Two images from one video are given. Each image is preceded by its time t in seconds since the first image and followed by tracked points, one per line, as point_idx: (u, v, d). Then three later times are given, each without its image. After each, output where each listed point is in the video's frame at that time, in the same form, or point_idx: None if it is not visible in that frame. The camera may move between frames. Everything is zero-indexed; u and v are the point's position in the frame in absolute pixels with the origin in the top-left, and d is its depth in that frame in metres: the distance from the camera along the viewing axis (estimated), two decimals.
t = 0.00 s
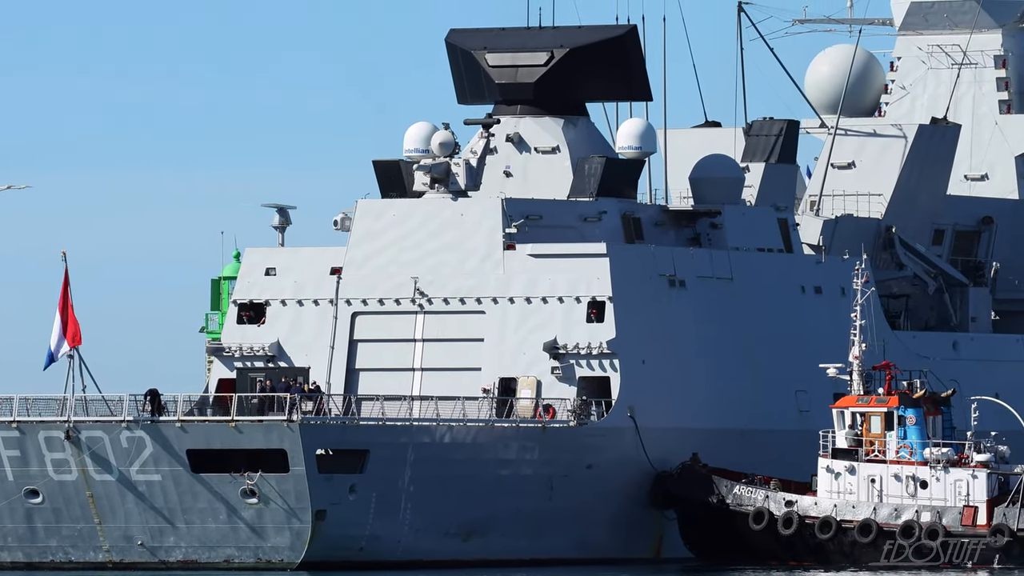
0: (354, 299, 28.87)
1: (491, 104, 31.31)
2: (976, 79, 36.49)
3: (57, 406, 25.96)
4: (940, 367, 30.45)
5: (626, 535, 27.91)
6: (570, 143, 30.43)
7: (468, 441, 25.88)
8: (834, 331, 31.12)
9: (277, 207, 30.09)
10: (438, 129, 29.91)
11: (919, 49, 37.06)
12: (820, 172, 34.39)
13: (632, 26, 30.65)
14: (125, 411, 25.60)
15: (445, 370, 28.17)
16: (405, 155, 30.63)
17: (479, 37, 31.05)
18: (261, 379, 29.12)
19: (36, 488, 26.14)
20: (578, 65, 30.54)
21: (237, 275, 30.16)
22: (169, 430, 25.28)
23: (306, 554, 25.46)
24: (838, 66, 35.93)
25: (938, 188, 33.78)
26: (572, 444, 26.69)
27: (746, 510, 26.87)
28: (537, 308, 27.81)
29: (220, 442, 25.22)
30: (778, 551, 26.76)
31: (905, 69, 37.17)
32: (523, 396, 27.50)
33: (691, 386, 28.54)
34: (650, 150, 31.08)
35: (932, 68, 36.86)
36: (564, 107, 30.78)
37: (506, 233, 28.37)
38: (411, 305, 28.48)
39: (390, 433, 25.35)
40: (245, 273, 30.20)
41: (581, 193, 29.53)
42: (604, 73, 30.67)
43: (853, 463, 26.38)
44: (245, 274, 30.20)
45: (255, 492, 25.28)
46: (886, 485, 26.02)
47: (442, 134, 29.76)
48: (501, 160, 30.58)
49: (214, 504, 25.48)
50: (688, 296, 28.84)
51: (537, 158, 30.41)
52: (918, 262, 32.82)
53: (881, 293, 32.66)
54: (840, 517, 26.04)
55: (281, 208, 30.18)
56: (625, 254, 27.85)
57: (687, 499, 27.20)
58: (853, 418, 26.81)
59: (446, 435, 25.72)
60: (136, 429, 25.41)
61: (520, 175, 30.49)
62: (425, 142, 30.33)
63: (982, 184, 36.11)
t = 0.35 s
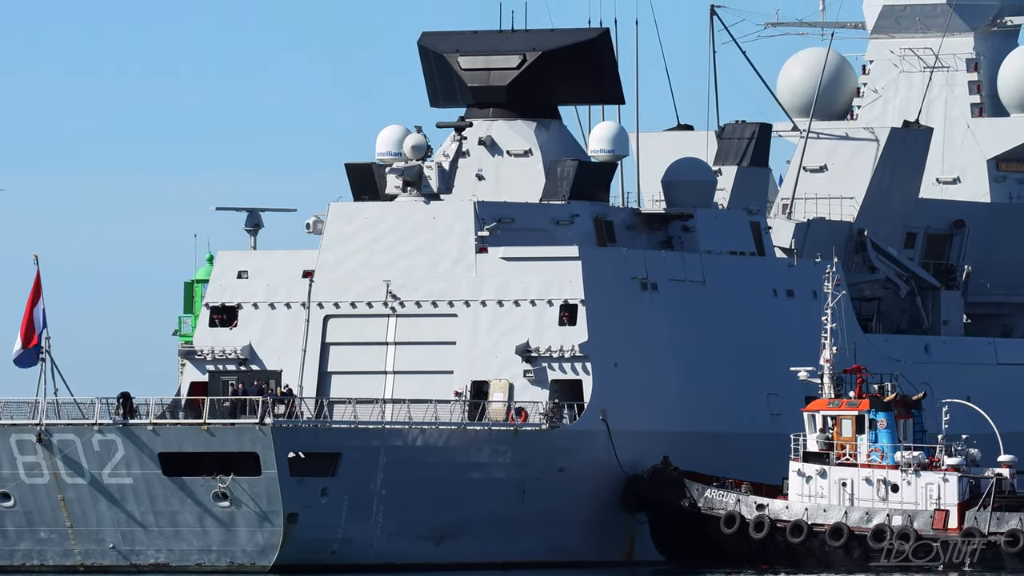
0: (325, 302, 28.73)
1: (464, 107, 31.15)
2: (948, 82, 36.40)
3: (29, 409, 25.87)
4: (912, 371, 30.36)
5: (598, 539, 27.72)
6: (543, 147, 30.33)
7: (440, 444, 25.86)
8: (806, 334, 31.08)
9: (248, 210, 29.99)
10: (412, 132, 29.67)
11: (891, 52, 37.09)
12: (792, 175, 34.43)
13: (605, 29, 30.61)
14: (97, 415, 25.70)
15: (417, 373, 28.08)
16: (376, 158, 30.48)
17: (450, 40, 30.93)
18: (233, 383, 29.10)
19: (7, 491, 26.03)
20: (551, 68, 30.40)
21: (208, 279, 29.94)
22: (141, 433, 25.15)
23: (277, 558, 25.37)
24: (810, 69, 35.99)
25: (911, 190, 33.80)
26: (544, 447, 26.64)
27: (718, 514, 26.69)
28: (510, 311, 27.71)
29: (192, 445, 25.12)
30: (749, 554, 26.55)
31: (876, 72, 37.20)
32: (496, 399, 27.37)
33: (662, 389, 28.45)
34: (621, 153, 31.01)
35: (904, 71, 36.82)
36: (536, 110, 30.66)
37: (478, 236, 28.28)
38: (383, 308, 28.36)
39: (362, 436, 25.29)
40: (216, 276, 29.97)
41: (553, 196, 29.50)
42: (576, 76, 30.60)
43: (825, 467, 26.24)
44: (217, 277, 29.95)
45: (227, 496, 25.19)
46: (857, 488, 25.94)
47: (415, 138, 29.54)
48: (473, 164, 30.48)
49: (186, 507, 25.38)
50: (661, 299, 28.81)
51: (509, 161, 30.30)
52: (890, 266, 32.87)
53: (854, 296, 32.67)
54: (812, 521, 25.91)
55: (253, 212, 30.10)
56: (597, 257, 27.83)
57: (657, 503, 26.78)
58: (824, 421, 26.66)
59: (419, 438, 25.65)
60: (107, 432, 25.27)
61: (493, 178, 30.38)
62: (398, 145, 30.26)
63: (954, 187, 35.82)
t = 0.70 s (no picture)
0: (293, 305, 28.62)
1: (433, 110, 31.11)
2: (916, 85, 36.22)
3: None
4: (879, 374, 30.35)
5: (565, 543, 27.56)
6: (510, 149, 30.28)
7: (408, 447, 25.79)
8: (774, 337, 31.08)
9: (216, 213, 29.84)
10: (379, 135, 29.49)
11: (859, 55, 36.86)
12: (760, 178, 34.28)
13: (572, 32, 30.52)
14: (65, 418, 25.47)
15: (385, 376, 28.01)
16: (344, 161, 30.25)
17: (418, 44, 30.85)
18: (200, 386, 28.83)
19: None
20: (519, 70, 30.29)
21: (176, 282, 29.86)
22: (110, 435, 25.03)
23: (246, 560, 25.24)
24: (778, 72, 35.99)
25: (878, 193, 33.71)
26: (512, 451, 26.58)
27: (686, 517, 26.59)
28: (478, 314, 27.70)
29: (160, 447, 24.98)
30: (718, 557, 26.59)
31: (844, 75, 36.91)
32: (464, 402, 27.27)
33: (630, 390, 28.37)
34: (590, 156, 30.97)
35: (872, 74, 36.63)
36: (506, 113, 30.66)
37: (445, 240, 28.08)
38: (351, 311, 28.26)
39: (331, 439, 25.22)
40: (184, 279, 29.89)
41: (521, 199, 29.53)
42: (543, 80, 30.50)
43: (793, 470, 26.17)
44: (184, 280, 29.88)
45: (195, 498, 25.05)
46: (825, 491, 25.91)
47: (383, 141, 29.36)
48: (440, 167, 30.41)
49: (154, 509, 25.22)
50: (629, 302, 28.75)
51: (477, 164, 30.24)
52: (858, 270, 32.85)
53: (821, 299, 32.78)
54: (780, 524, 25.85)
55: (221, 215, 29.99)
56: (565, 259, 27.76)
57: (625, 506, 26.79)
58: (792, 424, 26.59)
59: (387, 441, 25.61)
60: (76, 435, 25.15)
61: (460, 181, 30.31)
62: (365, 148, 29.95)
63: (922, 189, 35.84)
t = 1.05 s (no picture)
0: (264, 304, 28.54)
1: (404, 109, 30.87)
2: (887, 85, 35.72)
3: None
4: (851, 374, 30.41)
5: (537, 543, 27.53)
6: (482, 148, 30.21)
7: (379, 446, 25.74)
8: (746, 336, 31.07)
9: (188, 212, 29.68)
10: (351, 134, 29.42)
11: (830, 55, 36.34)
12: (731, 177, 34.20)
13: (543, 31, 30.29)
14: (37, 417, 25.31)
15: (356, 376, 27.91)
16: (315, 160, 30.12)
17: (389, 43, 30.70)
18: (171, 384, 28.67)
19: None
20: (490, 70, 30.14)
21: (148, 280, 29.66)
22: (81, 435, 24.85)
23: (216, 560, 25.06)
24: (749, 72, 35.82)
25: (849, 192, 33.52)
26: (483, 450, 26.53)
27: (659, 517, 26.58)
28: (449, 312, 27.59)
29: (130, 446, 24.84)
30: (689, 556, 26.54)
31: (816, 74, 36.41)
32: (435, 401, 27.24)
33: (599, 389, 28.30)
34: (561, 154, 30.99)
35: (843, 74, 36.09)
36: (477, 112, 30.55)
37: (416, 239, 27.98)
38: (321, 310, 28.17)
39: (301, 438, 25.13)
40: (155, 277, 29.69)
41: (492, 198, 29.48)
42: (514, 80, 30.32)
43: (765, 470, 26.20)
44: (156, 278, 29.68)
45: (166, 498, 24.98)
46: (797, 490, 25.95)
47: (354, 139, 29.32)
48: (411, 165, 30.38)
49: (124, 508, 25.12)
50: (601, 301, 28.69)
51: (449, 163, 30.18)
52: (830, 269, 32.79)
53: (792, 298, 32.77)
54: (751, 523, 25.86)
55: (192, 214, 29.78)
56: (537, 258, 27.70)
57: (595, 505, 26.76)
58: (764, 424, 26.61)
59: (357, 440, 25.54)
60: (46, 434, 24.99)
61: (431, 179, 30.26)
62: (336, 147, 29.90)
63: (894, 189, 35.34)
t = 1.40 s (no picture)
0: (238, 304, 28.43)
1: (377, 109, 30.71)
2: (860, 86, 35.64)
3: None
4: (825, 374, 30.53)
5: (511, 543, 27.49)
6: (456, 149, 30.11)
7: (352, 446, 25.68)
8: (720, 336, 31.06)
9: (162, 212, 29.54)
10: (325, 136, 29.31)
11: (803, 56, 36.30)
12: (705, 178, 34.17)
13: (517, 31, 30.20)
14: (9, 417, 25.25)
15: (329, 376, 27.86)
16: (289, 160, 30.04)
17: (364, 43, 30.56)
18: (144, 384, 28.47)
19: None
20: (464, 70, 30.03)
21: (121, 279, 29.49)
22: (54, 435, 24.80)
23: (189, 561, 24.97)
24: (723, 72, 35.78)
25: (822, 193, 33.46)
26: (457, 450, 26.49)
27: (633, 517, 26.61)
28: (423, 313, 27.52)
29: (104, 447, 24.77)
30: (664, 557, 26.48)
31: (790, 75, 36.39)
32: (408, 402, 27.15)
33: (572, 389, 28.27)
34: (535, 155, 30.98)
35: (816, 75, 36.06)
36: (450, 112, 30.36)
37: (390, 239, 27.92)
38: (295, 310, 28.06)
39: (275, 438, 25.08)
40: (129, 278, 29.49)
41: (466, 199, 29.42)
42: (487, 80, 30.18)
43: (740, 470, 26.22)
44: (129, 278, 29.49)
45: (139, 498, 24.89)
46: (772, 491, 25.96)
47: (328, 141, 29.21)
48: (386, 166, 30.26)
49: (97, 509, 25.02)
50: (574, 302, 28.69)
51: (423, 163, 30.07)
52: (804, 270, 32.73)
53: (766, 299, 32.77)
54: (727, 524, 25.84)
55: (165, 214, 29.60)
56: (511, 258, 27.68)
57: (569, 504, 26.78)
58: (739, 424, 26.66)
59: (331, 440, 25.48)
60: (19, 435, 24.92)
61: (406, 179, 30.13)
62: (311, 147, 29.78)
63: (867, 190, 35.24)
